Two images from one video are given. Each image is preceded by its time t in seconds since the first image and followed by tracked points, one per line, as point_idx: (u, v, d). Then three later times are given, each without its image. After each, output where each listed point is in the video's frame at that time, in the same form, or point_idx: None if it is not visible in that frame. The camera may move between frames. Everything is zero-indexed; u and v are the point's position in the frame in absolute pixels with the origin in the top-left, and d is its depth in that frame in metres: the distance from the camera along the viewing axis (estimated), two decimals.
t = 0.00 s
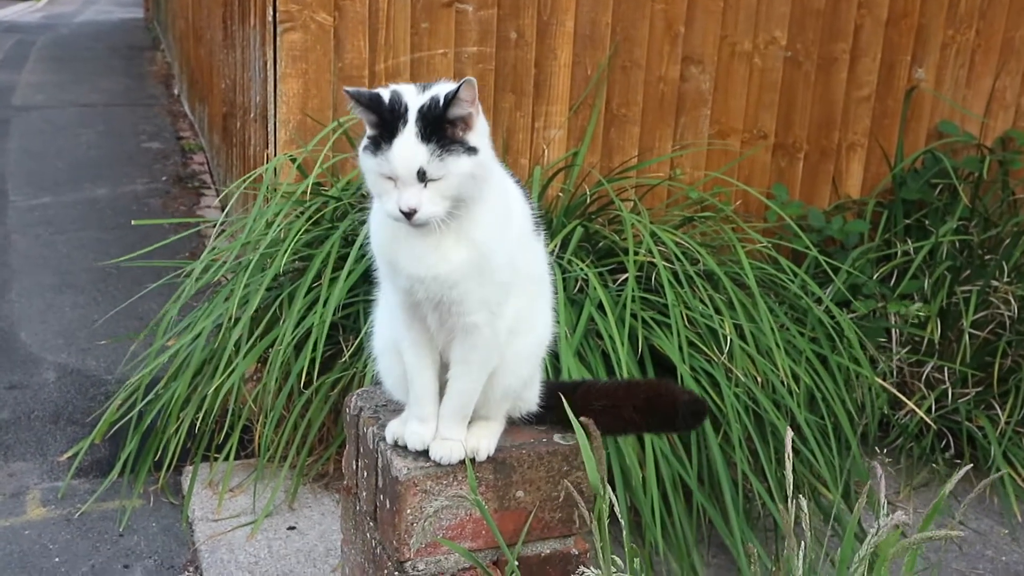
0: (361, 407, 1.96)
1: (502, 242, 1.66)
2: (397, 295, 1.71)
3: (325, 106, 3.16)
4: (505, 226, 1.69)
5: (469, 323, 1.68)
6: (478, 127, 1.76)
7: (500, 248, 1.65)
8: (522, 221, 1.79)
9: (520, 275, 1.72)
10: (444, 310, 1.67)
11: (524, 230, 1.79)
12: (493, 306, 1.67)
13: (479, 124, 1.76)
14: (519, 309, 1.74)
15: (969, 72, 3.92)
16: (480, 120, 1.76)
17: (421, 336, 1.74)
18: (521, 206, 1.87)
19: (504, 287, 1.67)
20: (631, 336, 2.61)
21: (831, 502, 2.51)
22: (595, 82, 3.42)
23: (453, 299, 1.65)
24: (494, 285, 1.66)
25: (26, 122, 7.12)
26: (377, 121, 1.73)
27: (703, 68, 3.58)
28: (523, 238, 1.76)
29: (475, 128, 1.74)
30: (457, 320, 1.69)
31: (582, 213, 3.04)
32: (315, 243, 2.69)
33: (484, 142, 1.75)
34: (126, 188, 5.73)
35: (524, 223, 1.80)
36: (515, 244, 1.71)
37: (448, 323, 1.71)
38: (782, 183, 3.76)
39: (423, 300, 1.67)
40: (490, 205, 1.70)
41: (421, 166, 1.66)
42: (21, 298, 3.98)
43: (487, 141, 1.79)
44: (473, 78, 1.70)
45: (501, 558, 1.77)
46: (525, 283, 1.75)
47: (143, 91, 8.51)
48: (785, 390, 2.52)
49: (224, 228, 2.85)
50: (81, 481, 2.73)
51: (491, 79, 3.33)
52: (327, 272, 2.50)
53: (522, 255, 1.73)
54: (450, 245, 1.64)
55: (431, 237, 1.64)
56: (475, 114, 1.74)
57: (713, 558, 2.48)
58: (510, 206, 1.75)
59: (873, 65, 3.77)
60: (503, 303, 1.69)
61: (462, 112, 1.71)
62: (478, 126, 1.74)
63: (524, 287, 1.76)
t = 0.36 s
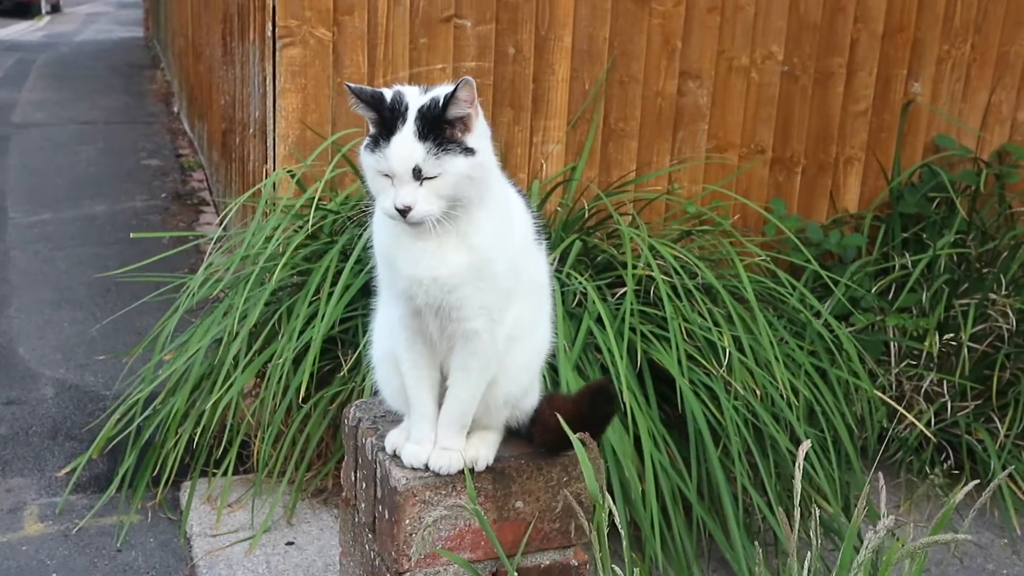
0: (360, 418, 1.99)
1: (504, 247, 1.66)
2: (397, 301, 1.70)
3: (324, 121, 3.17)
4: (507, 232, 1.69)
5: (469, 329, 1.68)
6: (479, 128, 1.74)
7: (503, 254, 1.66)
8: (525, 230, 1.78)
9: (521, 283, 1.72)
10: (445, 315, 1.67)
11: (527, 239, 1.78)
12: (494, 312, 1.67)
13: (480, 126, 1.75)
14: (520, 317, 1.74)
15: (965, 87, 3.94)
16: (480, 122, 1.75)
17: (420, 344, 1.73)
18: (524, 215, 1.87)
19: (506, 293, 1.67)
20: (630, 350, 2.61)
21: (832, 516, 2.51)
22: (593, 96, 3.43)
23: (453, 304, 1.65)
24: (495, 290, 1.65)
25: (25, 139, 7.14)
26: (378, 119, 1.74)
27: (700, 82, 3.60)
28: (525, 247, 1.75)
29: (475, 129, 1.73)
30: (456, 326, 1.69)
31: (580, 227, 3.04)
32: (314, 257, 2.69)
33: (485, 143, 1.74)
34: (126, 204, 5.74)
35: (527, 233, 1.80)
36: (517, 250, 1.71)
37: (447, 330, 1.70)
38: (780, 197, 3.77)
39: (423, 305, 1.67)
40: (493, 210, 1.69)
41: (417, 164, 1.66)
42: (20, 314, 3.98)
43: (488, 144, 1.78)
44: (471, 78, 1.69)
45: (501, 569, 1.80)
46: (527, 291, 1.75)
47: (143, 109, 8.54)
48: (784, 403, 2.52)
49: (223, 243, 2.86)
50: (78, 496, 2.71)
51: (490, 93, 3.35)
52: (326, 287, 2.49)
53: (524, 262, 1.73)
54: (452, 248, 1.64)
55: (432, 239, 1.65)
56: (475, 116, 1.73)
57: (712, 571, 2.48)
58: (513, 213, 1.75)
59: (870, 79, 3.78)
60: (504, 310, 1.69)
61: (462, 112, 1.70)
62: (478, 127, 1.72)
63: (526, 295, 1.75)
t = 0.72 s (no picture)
0: (364, 440, 2.00)
1: (511, 267, 1.65)
2: (402, 321, 1.69)
3: (325, 148, 3.19)
4: (515, 252, 1.67)
5: (474, 351, 1.66)
6: (464, 151, 1.63)
7: (509, 274, 1.64)
8: (534, 250, 1.77)
9: (528, 304, 1.70)
10: (450, 335, 1.65)
11: (535, 260, 1.77)
12: (500, 334, 1.66)
13: (466, 146, 1.63)
14: (527, 339, 1.73)
15: (963, 112, 3.96)
16: (465, 143, 1.63)
17: (426, 365, 1.71)
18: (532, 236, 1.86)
19: (512, 314, 1.66)
20: (632, 375, 2.60)
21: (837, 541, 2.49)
22: (593, 123, 3.45)
23: (458, 325, 1.63)
24: (501, 310, 1.64)
25: (27, 171, 7.17)
26: (365, 141, 1.72)
27: (699, 109, 3.62)
28: (533, 267, 1.74)
29: (454, 153, 1.61)
30: (461, 347, 1.66)
31: (581, 253, 3.04)
32: (314, 283, 2.68)
33: (468, 166, 1.63)
34: (126, 234, 5.75)
35: (535, 254, 1.78)
36: (524, 272, 1.68)
37: (452, 352, 1.68)
38: (780, 222, 3.78)
39: (427, 325, 1.65)
40: (500, 230, 1.66)
41: (385, 190, 1.61)
42: (20, 344, 3.97)
43: (480, 164, 1.67)
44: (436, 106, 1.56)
45: None
46: (533, 312, 1.74)
47: (144, 141, 8.59)
48: (787, 427, 2.51)
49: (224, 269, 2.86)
50: (78, 525, 2.69)
51: (490, 121, 3.37)
52: (327, 312, 2.49)
53: (531, 283, 1.72)
54: (456, 267, 1.62)
55: (436, 259, 1.63)
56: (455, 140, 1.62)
57: None
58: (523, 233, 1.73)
59: (868, 105, 3.81)
60: (511, 331, 1.67)
61: (435, 138, 1.59)
62: (457, 151, 1.61)
63: (532, 317, 1.74)
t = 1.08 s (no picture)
0: (354, 451, 2.00)
1: (491, 277, 1.59)
2: (387, 329, 1.66)
3: (310, 159, 3.18)
4: (498, 263, 1.61)
5: (456, 360, 1.62)
6: (401, 157, 1.57)
7: (488, 284, 1.59)
8: (527, 261, 1.72)
9: (515, 315, 1.65)
10: (430, 344, 1.61)
11: (526, 271, 1.71)
12: (480, 344, 1.61)
13: (405, 157, 1.57)
14: (514, 347, 1.68)
15: (944, 116, 3.99)
16: (403, 154, 1.57)
17: (413, 374, 1.69)
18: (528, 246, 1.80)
19: (494, 324, 1.61)
20: (621, 381, 2.60)
21: (829, 544, 2.47)
22: (577, 130, 3.45)
23: (437, 334, 1.59)
24: (480, 320, 1.59)
25: (6, 188, 7.12)
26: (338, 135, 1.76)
27: (683, 115, 3.63)
28: (524, 278, 1.69)
29: (387, 161, 1.57)
30: (443, 357, 1.63)
31: (568, 260, 3.03)
32: (300, 294, 2.67)
33: (402, 177, 1.58)
34: (108, 251, 5.71)
35: (527, 264, 1.73)
36: (506, 283, 1.62)
37: (433, 360, 1.65)
38: (765, 227, 3.79)
39: (407, 333, 1.62)
40: (479, 238, 1.61)
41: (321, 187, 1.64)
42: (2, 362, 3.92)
43: (431, 175, 1.60)
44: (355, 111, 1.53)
45: None
46: (522, 323, 1.69)
47: (124, 157, 8.55)
48: (776, 431, 2.50)
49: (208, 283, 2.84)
50: (64, 545, 2.66)
51: (475, 130, 3.36)
52: (313, 324, 2.47)
53: (519, 295, 1.66)
54: (428, 275, 1.58)
55: (408, 265, 1.60)
56: (387, 146, 1.57)
57: None
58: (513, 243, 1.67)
59: (851, 110, 3.84)
60: (496, 342, 1.63)
61: (365, 141, 1.57)
62: (388, 160, 1.56)
63: (520, 328, 1.69)
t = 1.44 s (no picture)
0: (301, 467, 1.96)
1: (424, 291, 1.55)
2: (327, 342, 1.65)
3: (247, 169, 3.11)
4: (433, 277, 1.56)
5: (395, 373, 1.60)
6: (296, 168, 1.56)
7: (421, 296, 1.55)
8: (473, 275, 1.67)
9: (456, 330, 1.61)
10: (365, 356, 1.59)
11: (471, 284, 1.66)
12: (418, 359, 1.58)
13: (298, 170, 1.55)
14: (456, 363, 1.64)
15: (874, 124, 4.10)
16: (292, 167, 1.54)
17: (356, 389, 1.66)
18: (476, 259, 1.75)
19: (430, 339, 1.57)
20: (566, 390, 2.60)
21: (772, 548, 2.50)
22: (518, 139, 3.45)
23: (370, 346, 1.57)
24: (413, 335, 1.56)
25: None
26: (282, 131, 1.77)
27: (622, 124, 3.66)
28: (468, 292, 1.64)
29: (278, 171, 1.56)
30: (380, 370, 1.60)
31: (510, 269, 3.03)
32: (240, 307, 2.60)
33: (296, 189, 1.57)
34: (37, 263, 5.53)
35: (475, 280, 1.69)
36: (443, 298, 1.57)
37: (371, 374, 1.62)
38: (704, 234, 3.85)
39: (341, 346, 1.60)
40: (410, 251, 1.57)
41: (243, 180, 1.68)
42: None
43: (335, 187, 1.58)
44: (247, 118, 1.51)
45: None
46: (466, 337, 1.65)
47: (52, 166, 8.30)
48: (719, 437, 2.53)
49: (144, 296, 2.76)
50: None
51: (415, 139, 3.34)
52: (254, 337, 2.42)
53: (461, 310, 1.62)
54: (357, 285, 1.56)
55: (334, 276, 1.59)
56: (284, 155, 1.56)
57: None
58: (455, 257, 1.62)
59: (785, 118, 3.91)
60: (436, 357, 1.59)
61: (260, 148, 1.57)
62: (278, 170, 1.55)
63: (464, 343, 1.65)
